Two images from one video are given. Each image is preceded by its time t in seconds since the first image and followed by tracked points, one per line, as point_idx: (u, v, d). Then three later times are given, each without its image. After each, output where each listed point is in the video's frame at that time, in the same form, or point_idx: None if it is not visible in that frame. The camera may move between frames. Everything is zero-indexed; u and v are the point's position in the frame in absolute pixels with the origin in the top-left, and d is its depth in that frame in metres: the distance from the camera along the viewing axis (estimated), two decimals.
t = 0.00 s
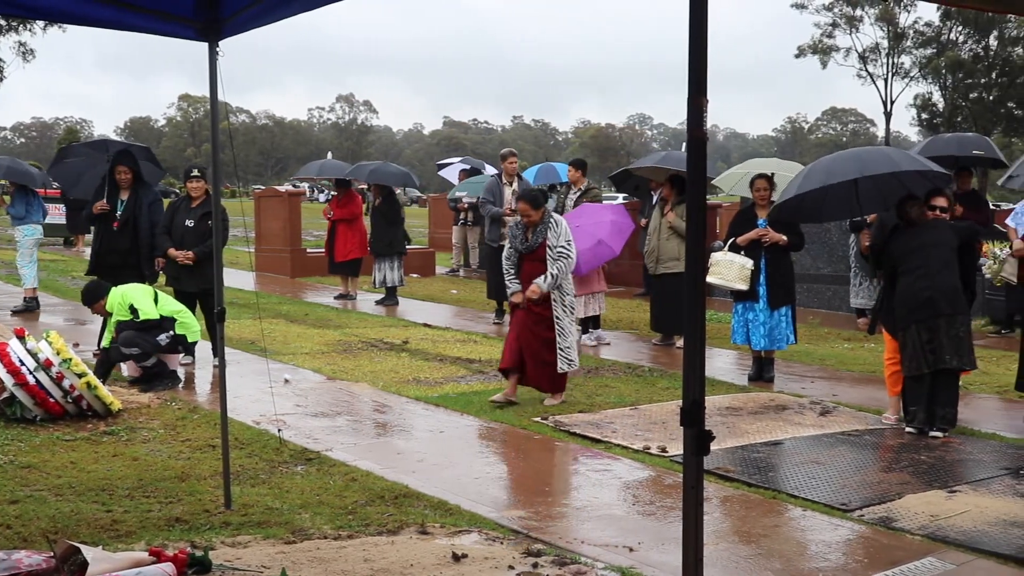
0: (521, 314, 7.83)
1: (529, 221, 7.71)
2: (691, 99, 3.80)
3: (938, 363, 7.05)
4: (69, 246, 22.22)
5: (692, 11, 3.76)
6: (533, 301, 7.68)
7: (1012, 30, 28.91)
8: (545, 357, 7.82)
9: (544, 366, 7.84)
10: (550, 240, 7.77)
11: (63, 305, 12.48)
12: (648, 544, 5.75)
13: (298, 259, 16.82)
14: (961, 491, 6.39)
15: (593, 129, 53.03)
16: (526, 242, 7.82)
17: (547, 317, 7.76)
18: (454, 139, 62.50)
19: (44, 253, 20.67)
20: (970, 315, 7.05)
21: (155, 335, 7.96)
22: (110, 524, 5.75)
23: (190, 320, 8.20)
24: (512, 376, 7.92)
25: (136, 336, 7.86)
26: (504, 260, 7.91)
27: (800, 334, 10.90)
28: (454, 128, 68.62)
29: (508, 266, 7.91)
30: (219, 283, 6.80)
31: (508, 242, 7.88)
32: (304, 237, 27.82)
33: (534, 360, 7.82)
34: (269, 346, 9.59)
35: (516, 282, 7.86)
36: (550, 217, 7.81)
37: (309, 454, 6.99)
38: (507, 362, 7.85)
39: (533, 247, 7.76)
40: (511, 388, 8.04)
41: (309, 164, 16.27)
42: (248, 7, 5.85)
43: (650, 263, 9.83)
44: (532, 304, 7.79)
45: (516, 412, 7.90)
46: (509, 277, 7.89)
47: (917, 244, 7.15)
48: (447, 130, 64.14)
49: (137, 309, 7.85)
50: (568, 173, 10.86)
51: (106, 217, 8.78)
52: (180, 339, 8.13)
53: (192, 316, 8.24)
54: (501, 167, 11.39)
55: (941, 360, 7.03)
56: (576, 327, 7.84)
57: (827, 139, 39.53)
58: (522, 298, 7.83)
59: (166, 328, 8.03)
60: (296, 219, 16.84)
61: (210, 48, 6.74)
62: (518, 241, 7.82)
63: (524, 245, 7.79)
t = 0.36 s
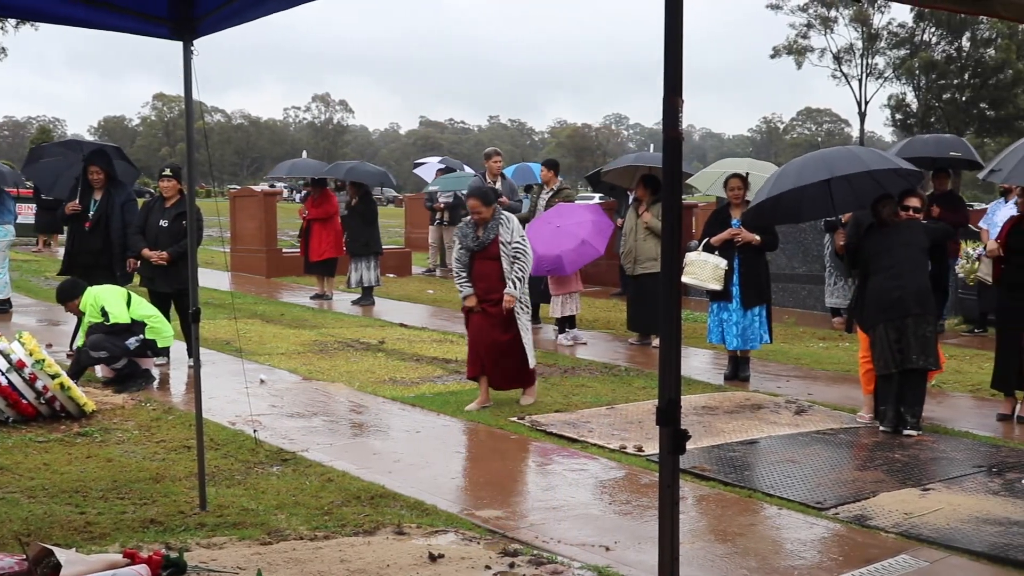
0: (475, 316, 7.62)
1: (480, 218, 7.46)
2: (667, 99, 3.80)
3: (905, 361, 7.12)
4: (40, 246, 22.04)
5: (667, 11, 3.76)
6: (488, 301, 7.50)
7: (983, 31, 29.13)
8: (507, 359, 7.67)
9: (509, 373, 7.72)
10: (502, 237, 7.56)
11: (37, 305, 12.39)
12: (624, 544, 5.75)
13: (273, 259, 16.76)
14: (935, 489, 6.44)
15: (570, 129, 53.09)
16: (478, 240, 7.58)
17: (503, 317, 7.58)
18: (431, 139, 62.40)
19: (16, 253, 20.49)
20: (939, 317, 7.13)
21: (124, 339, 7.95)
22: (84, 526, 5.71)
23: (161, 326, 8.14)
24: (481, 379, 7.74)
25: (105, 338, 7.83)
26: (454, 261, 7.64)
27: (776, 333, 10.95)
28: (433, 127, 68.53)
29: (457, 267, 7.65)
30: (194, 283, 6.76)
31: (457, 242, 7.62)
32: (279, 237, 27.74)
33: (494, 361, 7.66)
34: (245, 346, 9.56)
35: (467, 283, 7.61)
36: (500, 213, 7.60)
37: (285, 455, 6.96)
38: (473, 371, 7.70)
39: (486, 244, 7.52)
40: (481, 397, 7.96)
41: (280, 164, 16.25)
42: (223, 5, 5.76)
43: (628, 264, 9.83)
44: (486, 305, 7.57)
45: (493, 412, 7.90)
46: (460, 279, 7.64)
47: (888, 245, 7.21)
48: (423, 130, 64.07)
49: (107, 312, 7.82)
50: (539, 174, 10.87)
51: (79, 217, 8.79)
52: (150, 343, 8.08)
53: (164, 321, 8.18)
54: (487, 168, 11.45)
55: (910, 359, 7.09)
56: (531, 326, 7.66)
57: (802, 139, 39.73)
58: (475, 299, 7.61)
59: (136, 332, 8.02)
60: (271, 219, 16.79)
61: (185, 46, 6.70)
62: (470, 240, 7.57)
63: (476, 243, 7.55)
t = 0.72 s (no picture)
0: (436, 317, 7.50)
1: (440, 218, 7.32)
2: (640, 99, 3.80)
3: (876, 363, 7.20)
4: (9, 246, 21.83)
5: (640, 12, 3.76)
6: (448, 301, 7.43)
7: (953, 32, 29.34)
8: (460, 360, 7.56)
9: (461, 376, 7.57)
10: (462, 237, 7.47)
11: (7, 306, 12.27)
12: (599, 543, 5.76)
13: (246, 259, 16.68)
14: (906, 487, 6.49)
15: (544, 129, 53.11)
16: (438, 240, 7.43)
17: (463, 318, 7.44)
18: (404, 138, 62.20)
19: None
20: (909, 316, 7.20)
21: (89, 344, 7.93)
22: (54, 529, 5.66)
23: (129, 333, 8.11)
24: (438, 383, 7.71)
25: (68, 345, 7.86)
26: (412, 263, 7.45)
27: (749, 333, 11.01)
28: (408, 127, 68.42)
29: (416, 269, 7.47)
30: (165, 284, 6.71)
31: (415, 244, 7.45)
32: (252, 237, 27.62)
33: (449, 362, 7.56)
34: (217, 347, 9.51)
35: (427, 285, 7.45)
36: (459, 212, 7.48)
37: (257, 456, 6.93)
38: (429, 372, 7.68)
39: (447, 244, 7.38)
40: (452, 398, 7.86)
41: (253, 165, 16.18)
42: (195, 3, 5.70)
43: (603, 265, 9.85)
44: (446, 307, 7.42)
45: (467, 412, 7.90)
46: (421, 282, 7.48)
47: (855, 248, 7.23)
48: (397, 129, 63.94)
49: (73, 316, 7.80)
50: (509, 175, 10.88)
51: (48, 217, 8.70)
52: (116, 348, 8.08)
53: (132, 330, 8.14)
54: (456, 167, 11.39)
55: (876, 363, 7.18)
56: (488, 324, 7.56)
57: (774, 139, 39.93)
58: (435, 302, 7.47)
59: (100, 337, 7.99)
60: (244, 219, 16.72)
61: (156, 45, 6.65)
62: (429, 240, 7.42)
63: (436, 243, 7.40)
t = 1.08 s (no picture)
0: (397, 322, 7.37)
1: (407, 220, 7.22)
2: (611, 98, 3.79)
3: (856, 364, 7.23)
4: None
5: (613, 13, 3.75)
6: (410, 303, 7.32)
7: (922, 34, 29.58)
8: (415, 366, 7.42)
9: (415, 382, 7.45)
10: (428, 241, 7.38)
11: None
12: (571, 543, 5.76)
13: (217, 259, 16.60)
14: (876, 485, 6.53)
15: (517, 130, 53.10)
16: (404, 243, 7.32)
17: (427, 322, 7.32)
18: (376, 139, 61.98)
19: None
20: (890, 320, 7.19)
21: (51, 349, 7.89)
22: (22, 532, 5.60)
23: (93, 339, 8.06)
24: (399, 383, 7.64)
25: (29, 349, 7.83)
26: (376, 265, 7.32)
27: (722, 332, 11.06)
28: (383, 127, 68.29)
29: (379, 272, 7.34)
30: (135, 285, 6.66)
31: (381, 246, 7.33)
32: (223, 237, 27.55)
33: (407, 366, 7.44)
34: (188, 347, 9.46)
35: (392, 288, 7.32)
36: (425, 216, 7.40)
37: (229, 457, 6.89)
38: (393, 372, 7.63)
39: (413, 247, 7.28)
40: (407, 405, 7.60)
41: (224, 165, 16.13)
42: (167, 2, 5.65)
43: (576, 265, 9.86)
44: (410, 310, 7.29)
45: (440, 412, 7.90)
46: (384, 286, 7.32)
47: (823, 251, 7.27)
48: (370, 129, 63.81)
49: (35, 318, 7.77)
50: (477, 175, 10.88)
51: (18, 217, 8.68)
52: (79, 352, 8.04)
53: (96, 336, 8.10)
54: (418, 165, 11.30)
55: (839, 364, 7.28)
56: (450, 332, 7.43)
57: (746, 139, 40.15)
58: (399, 306, 7.32)
59: (63, 341, 7.96)
60: (215, 219, 16.65)
61: (125, 44, 6.60)
62: (395, 243, 7.30)
63: (401, 246, 7.29)
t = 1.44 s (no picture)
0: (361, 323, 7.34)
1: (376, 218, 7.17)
2: (582, 98, 3.79)
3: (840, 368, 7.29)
4: None
5: (582, 12, 3.75)
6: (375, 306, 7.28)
7: (890, 35, 29.81)
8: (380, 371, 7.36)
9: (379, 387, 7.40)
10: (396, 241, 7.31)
11: None
12: (543, 543, 5.77)
13: (187, 259, 16.51)
14: (846, 483, 6.58)
15: (488, 130, 53.13)
16: (371, 242, 7.25)
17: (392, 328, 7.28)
18: (348, 138, 61.83)
19: None
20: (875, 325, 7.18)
21: (10, 353, 7.76)
22: None
23: (53, 342, 7.86)
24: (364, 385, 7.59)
25: None
26: (342, 263, 7.26)
27: (694, 331, 11.11)
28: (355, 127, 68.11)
29: (343, 269, 7.29)
30: (103, 285, 6.61)
31: (346, 243, 7.28)
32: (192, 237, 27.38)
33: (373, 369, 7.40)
34: (157, 348, 9.41)
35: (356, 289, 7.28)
36: (394, 215, 7.34)
37: (199, 458, 6.85)
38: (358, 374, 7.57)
39: (381, 247, 7.22)
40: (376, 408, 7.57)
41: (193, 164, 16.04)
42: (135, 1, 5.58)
43: (547, 265, 9.88)
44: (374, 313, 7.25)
45: (412, 412, 7.90)
46: (348, 284, 7.29)
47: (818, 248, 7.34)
48: (342, 129, 63.67)
49: None
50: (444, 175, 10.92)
51: None
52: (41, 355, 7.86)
53: (57, 339, 7.89)
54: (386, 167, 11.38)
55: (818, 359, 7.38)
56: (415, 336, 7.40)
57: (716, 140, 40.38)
58: (361, 306, 7.30)
59: (24, 344, 7.82)
60: (184, 219, 16.55)
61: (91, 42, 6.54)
62: (362, 241, 7.24)
63: (368, 245, 7.23)
